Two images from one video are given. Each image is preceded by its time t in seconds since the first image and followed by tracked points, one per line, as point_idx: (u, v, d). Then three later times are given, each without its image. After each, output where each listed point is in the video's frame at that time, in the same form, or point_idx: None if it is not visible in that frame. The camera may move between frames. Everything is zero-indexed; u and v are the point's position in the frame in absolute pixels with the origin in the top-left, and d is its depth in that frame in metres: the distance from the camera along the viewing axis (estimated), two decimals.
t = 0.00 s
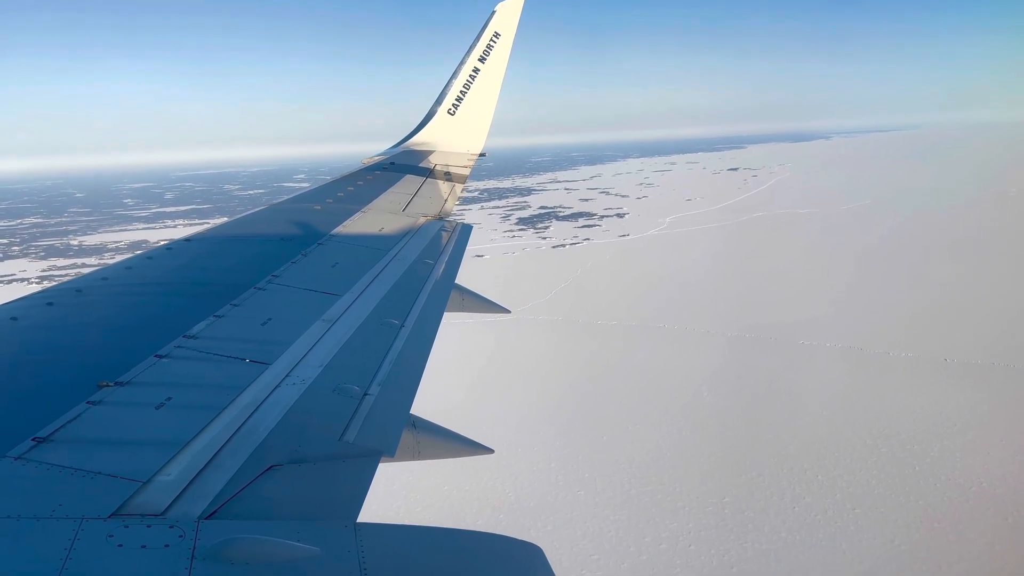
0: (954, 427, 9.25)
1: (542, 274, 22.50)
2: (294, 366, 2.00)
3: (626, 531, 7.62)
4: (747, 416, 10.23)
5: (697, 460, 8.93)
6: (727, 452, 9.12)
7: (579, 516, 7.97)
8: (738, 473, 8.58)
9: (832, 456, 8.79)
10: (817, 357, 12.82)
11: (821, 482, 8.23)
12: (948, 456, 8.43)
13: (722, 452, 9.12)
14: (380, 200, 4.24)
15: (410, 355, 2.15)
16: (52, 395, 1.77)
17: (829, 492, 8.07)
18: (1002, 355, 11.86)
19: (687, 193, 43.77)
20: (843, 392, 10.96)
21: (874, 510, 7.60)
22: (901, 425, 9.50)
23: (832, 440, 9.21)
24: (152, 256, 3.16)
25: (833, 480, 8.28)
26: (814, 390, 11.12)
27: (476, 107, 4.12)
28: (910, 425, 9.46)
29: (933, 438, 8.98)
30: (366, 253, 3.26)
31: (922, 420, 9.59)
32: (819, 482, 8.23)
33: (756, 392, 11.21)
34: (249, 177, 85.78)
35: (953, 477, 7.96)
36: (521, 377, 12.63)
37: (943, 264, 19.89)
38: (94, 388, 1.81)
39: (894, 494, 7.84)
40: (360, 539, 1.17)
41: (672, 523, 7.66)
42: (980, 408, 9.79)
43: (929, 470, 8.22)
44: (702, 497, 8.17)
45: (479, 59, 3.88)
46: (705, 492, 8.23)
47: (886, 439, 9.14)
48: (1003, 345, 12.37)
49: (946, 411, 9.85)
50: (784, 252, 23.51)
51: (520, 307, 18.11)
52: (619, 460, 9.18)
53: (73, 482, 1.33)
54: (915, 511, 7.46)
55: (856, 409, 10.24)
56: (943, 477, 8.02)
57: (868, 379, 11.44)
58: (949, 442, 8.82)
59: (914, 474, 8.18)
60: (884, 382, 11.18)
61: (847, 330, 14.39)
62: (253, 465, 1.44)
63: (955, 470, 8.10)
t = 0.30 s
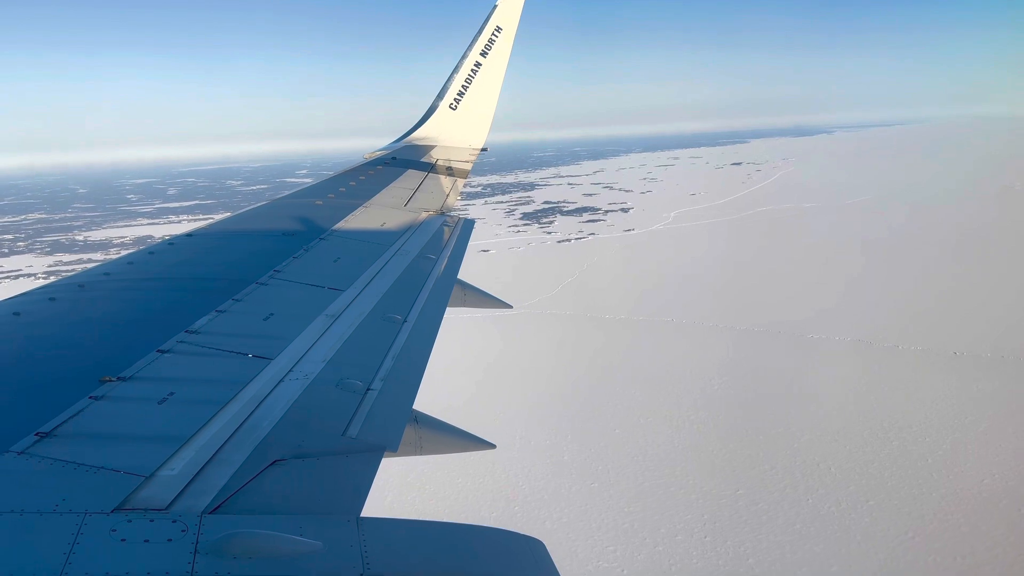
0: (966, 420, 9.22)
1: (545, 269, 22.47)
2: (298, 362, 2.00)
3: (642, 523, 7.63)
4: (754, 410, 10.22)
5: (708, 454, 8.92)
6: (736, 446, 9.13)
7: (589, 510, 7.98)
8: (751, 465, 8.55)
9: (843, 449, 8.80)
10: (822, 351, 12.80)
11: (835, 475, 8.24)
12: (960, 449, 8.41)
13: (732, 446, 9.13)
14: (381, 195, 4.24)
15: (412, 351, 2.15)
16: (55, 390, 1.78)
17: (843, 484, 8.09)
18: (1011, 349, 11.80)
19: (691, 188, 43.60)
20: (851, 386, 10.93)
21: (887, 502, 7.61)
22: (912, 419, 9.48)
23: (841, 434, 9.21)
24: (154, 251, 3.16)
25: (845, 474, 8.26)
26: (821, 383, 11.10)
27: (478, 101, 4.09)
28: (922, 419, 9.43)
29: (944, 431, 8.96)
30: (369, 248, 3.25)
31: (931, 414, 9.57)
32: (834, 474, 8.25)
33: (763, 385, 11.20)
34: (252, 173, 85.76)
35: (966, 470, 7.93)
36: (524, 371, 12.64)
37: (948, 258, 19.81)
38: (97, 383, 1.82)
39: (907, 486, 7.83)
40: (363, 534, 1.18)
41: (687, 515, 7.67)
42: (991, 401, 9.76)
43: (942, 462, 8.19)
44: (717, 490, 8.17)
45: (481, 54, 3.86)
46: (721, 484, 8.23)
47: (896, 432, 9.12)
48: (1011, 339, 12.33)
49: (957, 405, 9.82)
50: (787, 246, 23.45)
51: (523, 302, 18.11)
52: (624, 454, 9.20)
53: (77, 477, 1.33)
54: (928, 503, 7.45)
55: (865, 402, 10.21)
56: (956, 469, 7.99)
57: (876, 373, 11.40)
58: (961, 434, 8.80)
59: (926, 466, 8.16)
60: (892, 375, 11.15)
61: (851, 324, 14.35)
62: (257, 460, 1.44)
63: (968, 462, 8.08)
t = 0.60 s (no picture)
0: (979, 414, 9.18)
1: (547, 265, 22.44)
2: (302, 357, 1.99)
3: (661, 516, 7.61)
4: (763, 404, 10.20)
5: (718, 449, 8.92)
6: (748, 440, 9.13)
7: (599, 504, 7.97)
8: (766, 459, 8.51)
9: (855, 443, 8.78)
10: (828, 346, 12.75)
11: (850, 467, 8.22)
12: (974, 442, 8.36)
13: (742, 440, 9.12)
14: (384, 190, 4.23)
15: (416, 346, 2.14)
16: (61, 385, 1.78)
17: (858, 475, 8.07)
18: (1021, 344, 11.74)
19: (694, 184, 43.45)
20: (860, 381, 10.88)
21: (903, 495, 7.58)
22: (923, 413, 9.44)
23: (851, 428, 9.18)
24: (157, 246, 3.16)
25: (860, 467, 8.22)
26: (829, 378, 11.07)
27: (481, 97, 4.07)
28: (933, 413, 9.40)
29: (956, 425, 8.91)
30: (372, 244, 3.25)
31: (942, 408, 9.53)
32: (849, 466, 8.25)
33: (771, 380, 11.17)
34: (256, 169, 85.83)
35: (981, 463, 7.89)
36: (528, 366, 12.63)
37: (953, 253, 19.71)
38: (101, 378, 1.83)
39: (922, 478, 7.80)
40: (366, 528, 1.18)
41: (704, 508, 7.67)
42: (1003, 395, 9.70)
43: (956, 455, 8.14)
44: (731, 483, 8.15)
45: (483, 49, 3.84)
46: (735, 478, 8.21)
47: (907, 426, 9.08)
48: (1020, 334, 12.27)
49: (969, 399, 9.77)
50: (791, 242, 23.39)
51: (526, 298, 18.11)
52: (631, 448, 9.19)
53: (82, 471, 1.34)
54: (944, 496, 7.41)
55: (876, 396, 10.18)
56: (971, 461, 7.94)
57: (885, 367, 11.36)
58: (974, 428, 8.76)
59: (940, 459, 8.12)
60: (901, 370, 11.11)
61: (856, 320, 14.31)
62: (260, 456, 1.44)
63: (983, 455, 8.03)
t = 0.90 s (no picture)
0: (992, 410, 9.13)
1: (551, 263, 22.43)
2: (306, 354, 1.99)
3: (676, 511, 7.59)
4: (770, 401, 10.16)
5: (726, 446, 8.90)
6: (758, 436, 9.11)
7: (609, 500, 7.97)
8: (779, 454, 8.48)
9: (866, 439, 8.75)
10: (833, 343, 12.71)
11: (864, 463, 8.19)
12: (987, 438, 8.31)
13: (752, 437, 9.09)
14: (387, 187, 4.23)
15: (420, 343, 2.14)
16: (66, 382, 1.78)
17: (872, 470, 8.03)
18: None
19: (699, 181, 43.32)
20: (868, 377, 10.83)
21: (919, 489, 7.53)
22: (934, 409, 9.39)
23: (861, 425, 9.14)
24: (161, 243, 3.16)
25: (872, 463, 8.18)
26: (837, 376, 11.02)
27: (484, 94, 4.06)
28: (944, 409, 9.35)
29: (968, 421, 8.86)
30: (374, 242, 3.25)
31: (952, 404, 9.48)
32: (863, 461, 8.22)
33: (778, 377, 11.14)
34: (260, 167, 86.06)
35: (994, 458, 7.84)
36: (531, 364, 12.63)
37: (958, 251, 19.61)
38: (105, 375, 1.83)
39: (937, 473, 7.74)
40: (369, 525, 1.18)
41: (718, 503, 7.66)
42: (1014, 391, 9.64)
43: (969, 450, 8.09)
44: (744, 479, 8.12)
45: (486, 46, 3.83)
46: (745, 474, 8.18)
47: (917, 423, 9.02)
48: None
49: (981, 396, 9.71)
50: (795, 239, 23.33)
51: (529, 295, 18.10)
52: (637, 444, 9.18)
53: (86, 468, 1.34)
54: (959, 490, 7.36)
55: (885, 393, 10.13)
56: (985, 457, 7.88)
57: (894, 364, 11.30)
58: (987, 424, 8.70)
59: (953, 455, 8.08)
60: (910, 367, 11.05)
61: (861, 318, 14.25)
62: (264, 453, 1.44)
63: (996, 451, 7.97)
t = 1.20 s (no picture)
0: (1004, 408, 9.06)
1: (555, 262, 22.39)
2: (311, 352, 1.99)
3: (692, 508, 7.54)
4: (778, 399, 10.11)
5: (735, 445, 8.86)
6: (769, 433, 9.05)
7: (619, 498, 7.95)
8: (790, 452, 8.43)
9: (879, 437, 8.68)
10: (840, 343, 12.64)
11: (878, 460, 8.13)
12: (1001, 437, 8.23)
13: (762, 435, 9.03)
14: (392, 186, 4.23)
15: (424, 342, 2.14)
16: (73, 380, 1.78)
17: (888, 467, 7.97)
18: None
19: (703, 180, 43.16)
20: (876, 376, 10.77)
21: (935, 486, 7.46)
22: (946, 407, 9.31)
23: (872, 423, 9.06)
24: (165, 241, 3.16)
25: (885, 461, 8.11)
26: (845, 375, 10.96)
27: (488, 93, 4.05)
28: (956, 408, 9.28)
29: (981, 420, 8.78)
30: (378, 241, 3.25)
31: (964, 403, 9.40)
32: (876, 459, 8.16)
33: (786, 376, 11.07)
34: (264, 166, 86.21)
35: (1008, 457, 7.77)
36: (535, 363, 12.60)
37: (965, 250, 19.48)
38: (110, 373, 1.83)
39: (951, 470, 7.68)
40: (373, 524, 1.17)
41: (734, 501, 7.64)
42: None
43: (983, 450, 8.01)
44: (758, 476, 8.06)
45: (491, 45, 3.82)
46: (757, 471, 8.13)
47: (928, 421, 8.95)
48: None
49: (993, 393, 9.63)
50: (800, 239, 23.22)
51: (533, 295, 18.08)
52: (645, 442, 9.14)
53: (91, 465, 1.34)
54: (974, 488, 7.29)
55: (895, 391, 10.05)
56: (999, 455, 7.81)
57: (904, 363, 11.21)
58: (1000, 423, 8.63)
59: (967, 453, 8.01)
60: (921, 365, 10.96)
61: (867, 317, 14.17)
62: (269, 451, 1.43)
63: (1010, 450, 7.90)
